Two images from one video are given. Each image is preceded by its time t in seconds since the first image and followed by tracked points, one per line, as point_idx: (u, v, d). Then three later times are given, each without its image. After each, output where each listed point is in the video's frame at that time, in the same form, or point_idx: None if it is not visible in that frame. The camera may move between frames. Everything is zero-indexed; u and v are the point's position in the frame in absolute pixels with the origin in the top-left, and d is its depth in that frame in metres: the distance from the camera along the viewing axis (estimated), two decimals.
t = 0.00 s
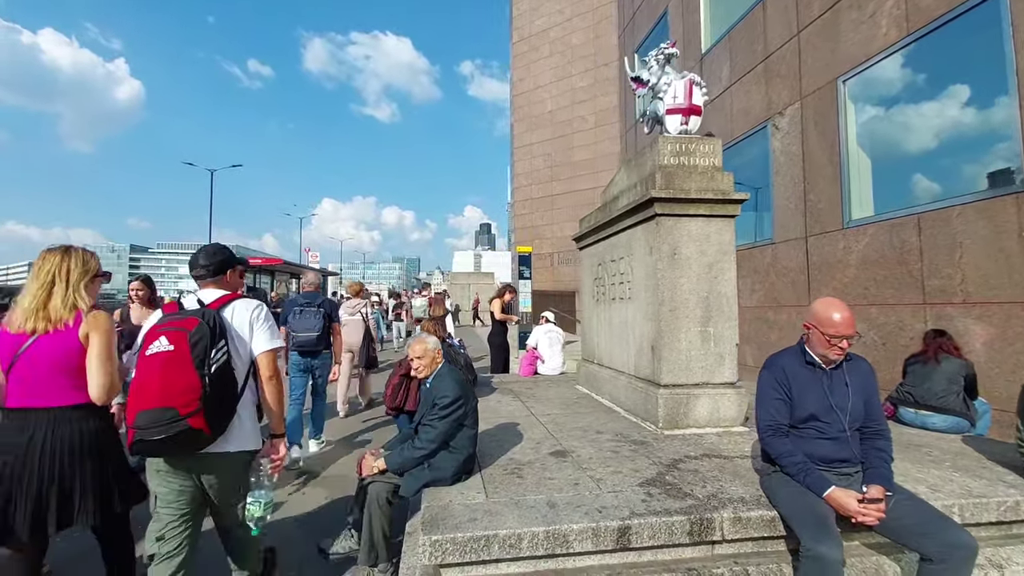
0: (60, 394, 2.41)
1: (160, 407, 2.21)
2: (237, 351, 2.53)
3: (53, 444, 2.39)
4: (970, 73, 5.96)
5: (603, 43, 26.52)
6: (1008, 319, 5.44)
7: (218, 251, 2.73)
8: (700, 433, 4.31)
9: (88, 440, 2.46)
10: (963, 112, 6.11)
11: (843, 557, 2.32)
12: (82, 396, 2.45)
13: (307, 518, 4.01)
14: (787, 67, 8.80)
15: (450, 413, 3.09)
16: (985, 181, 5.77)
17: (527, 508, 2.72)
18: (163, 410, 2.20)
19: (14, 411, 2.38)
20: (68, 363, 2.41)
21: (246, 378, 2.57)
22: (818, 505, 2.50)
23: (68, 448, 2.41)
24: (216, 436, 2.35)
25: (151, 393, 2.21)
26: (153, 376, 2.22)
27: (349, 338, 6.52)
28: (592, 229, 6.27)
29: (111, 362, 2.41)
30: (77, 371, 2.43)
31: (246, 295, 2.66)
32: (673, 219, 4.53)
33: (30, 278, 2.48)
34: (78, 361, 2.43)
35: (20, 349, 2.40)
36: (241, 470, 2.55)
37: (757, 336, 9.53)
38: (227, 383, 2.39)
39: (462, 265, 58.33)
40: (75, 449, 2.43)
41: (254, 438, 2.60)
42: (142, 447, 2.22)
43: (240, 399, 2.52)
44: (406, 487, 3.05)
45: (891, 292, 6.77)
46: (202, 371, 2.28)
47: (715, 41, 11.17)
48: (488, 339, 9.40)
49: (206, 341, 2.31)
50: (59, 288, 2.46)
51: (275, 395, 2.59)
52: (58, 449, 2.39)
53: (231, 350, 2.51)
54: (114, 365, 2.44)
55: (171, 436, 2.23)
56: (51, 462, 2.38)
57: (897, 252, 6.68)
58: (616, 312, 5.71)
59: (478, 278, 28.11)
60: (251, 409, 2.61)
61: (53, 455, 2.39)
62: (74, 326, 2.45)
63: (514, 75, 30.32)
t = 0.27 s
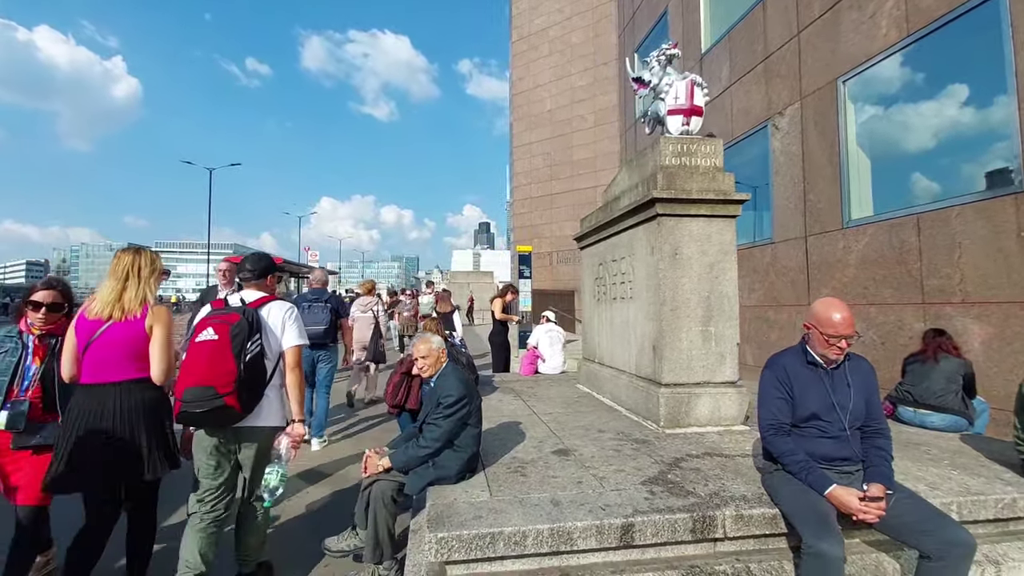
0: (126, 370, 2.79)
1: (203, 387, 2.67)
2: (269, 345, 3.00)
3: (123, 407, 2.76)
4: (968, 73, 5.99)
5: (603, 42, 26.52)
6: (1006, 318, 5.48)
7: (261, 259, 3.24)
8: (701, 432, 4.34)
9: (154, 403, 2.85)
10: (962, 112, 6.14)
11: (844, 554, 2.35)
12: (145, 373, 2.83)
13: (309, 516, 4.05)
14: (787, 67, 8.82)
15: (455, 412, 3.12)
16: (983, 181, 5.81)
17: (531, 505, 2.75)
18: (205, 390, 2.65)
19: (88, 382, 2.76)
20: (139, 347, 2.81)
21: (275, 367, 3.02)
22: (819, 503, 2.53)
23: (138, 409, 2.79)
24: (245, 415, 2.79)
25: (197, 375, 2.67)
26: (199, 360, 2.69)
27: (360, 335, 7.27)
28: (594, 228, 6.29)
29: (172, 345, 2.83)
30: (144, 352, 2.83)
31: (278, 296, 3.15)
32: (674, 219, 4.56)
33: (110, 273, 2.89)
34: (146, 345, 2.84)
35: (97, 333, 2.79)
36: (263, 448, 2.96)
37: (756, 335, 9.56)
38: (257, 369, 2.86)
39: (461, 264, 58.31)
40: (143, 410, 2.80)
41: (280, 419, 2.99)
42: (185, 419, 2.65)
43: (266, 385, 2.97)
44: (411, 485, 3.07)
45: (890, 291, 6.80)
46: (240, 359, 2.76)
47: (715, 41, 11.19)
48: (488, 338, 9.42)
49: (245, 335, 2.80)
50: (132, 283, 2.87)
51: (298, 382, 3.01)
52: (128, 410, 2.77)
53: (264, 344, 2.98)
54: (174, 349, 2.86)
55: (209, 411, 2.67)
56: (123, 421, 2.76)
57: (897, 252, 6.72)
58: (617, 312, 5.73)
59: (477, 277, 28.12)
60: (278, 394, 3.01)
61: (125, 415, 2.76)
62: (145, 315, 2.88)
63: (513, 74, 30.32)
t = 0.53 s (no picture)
0: (164, 360, 3.13)
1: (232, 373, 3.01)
2: (289, 336, 3.40)
3: (154, 395, 3.10)
4: (968, 72, 6.00)
5: (603, 42, 26.52)
6: (1005, 317, 5.50)
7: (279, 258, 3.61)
8: (701, 431, 4.36)
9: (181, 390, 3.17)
10: (962, 110, 6.15)
11: (842, 551, 2.37)
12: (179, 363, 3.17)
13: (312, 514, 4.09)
14: (787, 66, 8.84)
15: (456, 412, 3.14)
16: (982, 179, 5.81)
17: (533, 504, 2.77)
18: (234, 374, 3.00)
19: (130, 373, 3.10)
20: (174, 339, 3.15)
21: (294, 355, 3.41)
22: (818, 501, 2.55)
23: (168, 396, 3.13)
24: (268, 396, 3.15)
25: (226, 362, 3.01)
26: (228, 348, 3.05)
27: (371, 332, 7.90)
28: (594, 228, 6.31)
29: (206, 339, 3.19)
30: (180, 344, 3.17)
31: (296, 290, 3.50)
32: (674, 219, 4.58)
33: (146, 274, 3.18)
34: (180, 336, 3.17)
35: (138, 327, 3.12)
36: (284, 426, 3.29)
37: (756, 334, 9.58)
38: (279, 358, 3.23)
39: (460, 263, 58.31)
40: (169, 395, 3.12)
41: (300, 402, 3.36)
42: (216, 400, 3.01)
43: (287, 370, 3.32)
44: (413, 484, 3.09)
45: (890, 290, 6.82)
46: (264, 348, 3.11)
47: (715, 41, 11.20)
48: (489, 337, 9.44)
49: (268, 326, 3.17)
50: (167, 284, 3.17)
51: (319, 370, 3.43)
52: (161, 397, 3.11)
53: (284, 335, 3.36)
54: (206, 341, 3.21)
55: (238, 392, 3.03)
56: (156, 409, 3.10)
57: (896, 251, 6.74)
58: (617, 311, 5.75)
59: (477, 276, 28.12)
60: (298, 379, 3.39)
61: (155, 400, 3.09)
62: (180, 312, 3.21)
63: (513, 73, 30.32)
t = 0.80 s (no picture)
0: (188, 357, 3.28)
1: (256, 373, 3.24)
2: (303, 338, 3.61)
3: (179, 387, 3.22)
4: (969, 72, 5.99)
5: (603, 42, 26.53)
6: (1003, 318, 5.52)
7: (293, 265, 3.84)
8: (700, 431, 4.38)
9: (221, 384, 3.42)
10: (963, 110, 6.13)
11: (839, 551, 2.39)
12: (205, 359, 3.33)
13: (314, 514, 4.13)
14: (787, 67, 8.85)
15: (457, 412, 3.17)
16: (984, 179, 5.81)
17: (532, 503, 2.79)
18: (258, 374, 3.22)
19: (161, 366, 3.25)
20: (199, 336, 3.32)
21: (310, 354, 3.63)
22: (815, 501, 2.57)
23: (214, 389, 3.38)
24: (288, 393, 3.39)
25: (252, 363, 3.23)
26: (250, 351, 3.26)
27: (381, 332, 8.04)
28: (594, 229, 6.32)
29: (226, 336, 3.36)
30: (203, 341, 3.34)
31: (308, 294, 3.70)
32: (673, 220, 4.59)
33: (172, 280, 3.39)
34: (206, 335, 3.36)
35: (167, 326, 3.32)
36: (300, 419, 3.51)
37: (756, 335, 9.60)
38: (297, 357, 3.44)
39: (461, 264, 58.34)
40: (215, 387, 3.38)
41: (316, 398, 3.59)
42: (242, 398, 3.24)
43: (302, 367, 3.54)
44: (413, 484, 3.11)
45: (889, 291, 6.83)
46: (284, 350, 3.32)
47: (715, 41, 11.22)
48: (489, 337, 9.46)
49: (284, 329, 3.37)
50: (190, 287, 3.37)
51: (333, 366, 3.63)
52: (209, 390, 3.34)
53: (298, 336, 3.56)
54: (227, 339, 3.38)
55: (261, 391, 3.26)
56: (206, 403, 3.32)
57: (895, 252, 6.75)
58: (617, 312, 5.77)
59: (478, 277, 28.13)
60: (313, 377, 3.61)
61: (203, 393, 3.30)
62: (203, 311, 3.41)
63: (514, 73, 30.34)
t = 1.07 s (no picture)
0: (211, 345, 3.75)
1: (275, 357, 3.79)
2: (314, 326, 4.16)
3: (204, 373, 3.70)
4: (975, 70, 5.94)
5: (607, 41, 26.52)
6: (1004, 317, 5.52)
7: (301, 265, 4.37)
8: (699, 429, 4.40)
9: (241, 372, 3.96)
10: (968, 109, 6.08)
11: (833, 547, 2.42)
12: (225, 347, 3.80)
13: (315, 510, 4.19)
14: (789, 66, 8.85)
15: (457, 409, 3.20)
16: (990, 179, 5.76)
17: (531, 499, 2.83)
18: (277, 358, 3.77)
19: (186, 352, 3.72)
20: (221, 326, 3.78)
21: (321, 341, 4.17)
22: (811, 498, 2.60)
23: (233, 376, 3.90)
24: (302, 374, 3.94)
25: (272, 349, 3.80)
26: (271, 338, 3.83)
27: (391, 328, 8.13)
28: (595, 228, 6.35)
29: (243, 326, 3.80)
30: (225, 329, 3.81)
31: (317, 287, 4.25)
32: (674, 219, 4.62)
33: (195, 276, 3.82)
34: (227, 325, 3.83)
35: (189, 317, 3.73)
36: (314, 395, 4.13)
37: (758, 334, 9.61)
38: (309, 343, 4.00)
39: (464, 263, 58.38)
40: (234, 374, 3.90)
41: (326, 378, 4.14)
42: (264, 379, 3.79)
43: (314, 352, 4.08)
44: (413, 480, 3.15)
45: (891, 290, 6.84)
46: (299, 336, 3.89)
47: (718, 41, 11.22)
48: (491, 336, 9.50)
49: (298, 319, 3.96)
50: (212, 282, 3.81)
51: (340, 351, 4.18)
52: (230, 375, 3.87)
53: (310, 325, 4.12)
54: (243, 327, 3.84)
55: (281, 371, 3.80)
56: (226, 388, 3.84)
57: (897, 251, 6.75)
58: (618, 310, 5.80)
59: (481, 276, 28.16)
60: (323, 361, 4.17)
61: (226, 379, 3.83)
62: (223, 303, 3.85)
63: (517, 72, 30.35)
